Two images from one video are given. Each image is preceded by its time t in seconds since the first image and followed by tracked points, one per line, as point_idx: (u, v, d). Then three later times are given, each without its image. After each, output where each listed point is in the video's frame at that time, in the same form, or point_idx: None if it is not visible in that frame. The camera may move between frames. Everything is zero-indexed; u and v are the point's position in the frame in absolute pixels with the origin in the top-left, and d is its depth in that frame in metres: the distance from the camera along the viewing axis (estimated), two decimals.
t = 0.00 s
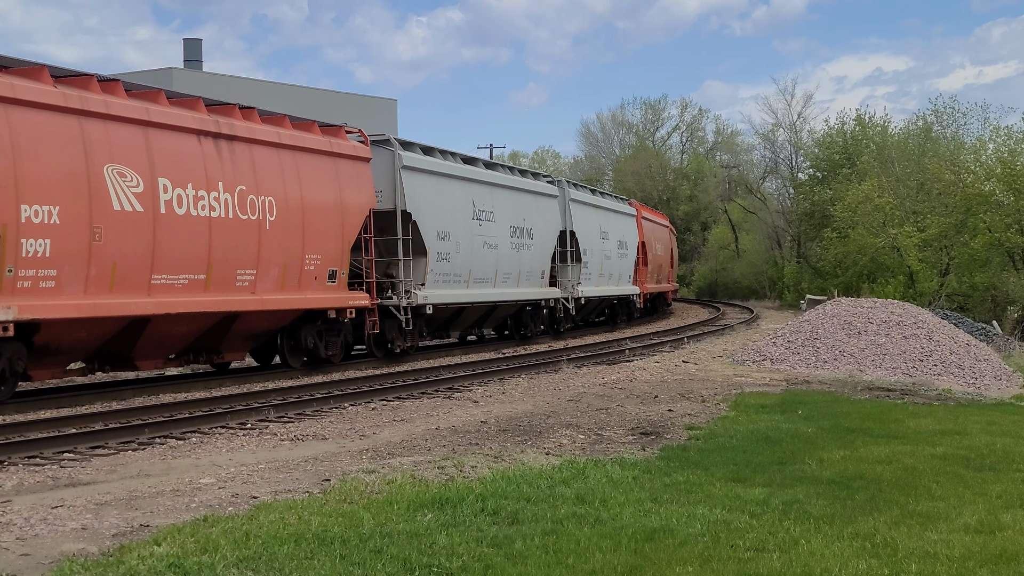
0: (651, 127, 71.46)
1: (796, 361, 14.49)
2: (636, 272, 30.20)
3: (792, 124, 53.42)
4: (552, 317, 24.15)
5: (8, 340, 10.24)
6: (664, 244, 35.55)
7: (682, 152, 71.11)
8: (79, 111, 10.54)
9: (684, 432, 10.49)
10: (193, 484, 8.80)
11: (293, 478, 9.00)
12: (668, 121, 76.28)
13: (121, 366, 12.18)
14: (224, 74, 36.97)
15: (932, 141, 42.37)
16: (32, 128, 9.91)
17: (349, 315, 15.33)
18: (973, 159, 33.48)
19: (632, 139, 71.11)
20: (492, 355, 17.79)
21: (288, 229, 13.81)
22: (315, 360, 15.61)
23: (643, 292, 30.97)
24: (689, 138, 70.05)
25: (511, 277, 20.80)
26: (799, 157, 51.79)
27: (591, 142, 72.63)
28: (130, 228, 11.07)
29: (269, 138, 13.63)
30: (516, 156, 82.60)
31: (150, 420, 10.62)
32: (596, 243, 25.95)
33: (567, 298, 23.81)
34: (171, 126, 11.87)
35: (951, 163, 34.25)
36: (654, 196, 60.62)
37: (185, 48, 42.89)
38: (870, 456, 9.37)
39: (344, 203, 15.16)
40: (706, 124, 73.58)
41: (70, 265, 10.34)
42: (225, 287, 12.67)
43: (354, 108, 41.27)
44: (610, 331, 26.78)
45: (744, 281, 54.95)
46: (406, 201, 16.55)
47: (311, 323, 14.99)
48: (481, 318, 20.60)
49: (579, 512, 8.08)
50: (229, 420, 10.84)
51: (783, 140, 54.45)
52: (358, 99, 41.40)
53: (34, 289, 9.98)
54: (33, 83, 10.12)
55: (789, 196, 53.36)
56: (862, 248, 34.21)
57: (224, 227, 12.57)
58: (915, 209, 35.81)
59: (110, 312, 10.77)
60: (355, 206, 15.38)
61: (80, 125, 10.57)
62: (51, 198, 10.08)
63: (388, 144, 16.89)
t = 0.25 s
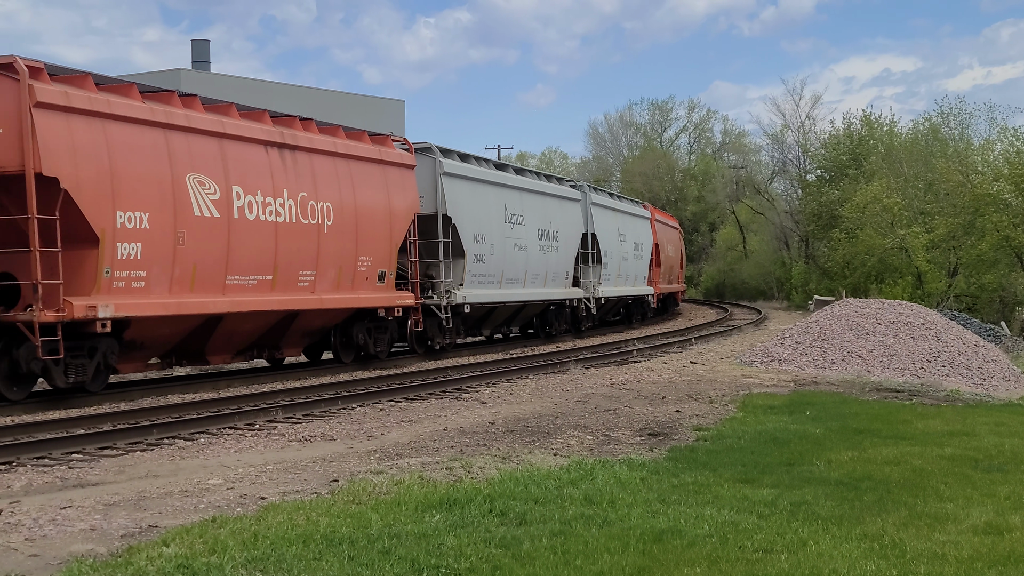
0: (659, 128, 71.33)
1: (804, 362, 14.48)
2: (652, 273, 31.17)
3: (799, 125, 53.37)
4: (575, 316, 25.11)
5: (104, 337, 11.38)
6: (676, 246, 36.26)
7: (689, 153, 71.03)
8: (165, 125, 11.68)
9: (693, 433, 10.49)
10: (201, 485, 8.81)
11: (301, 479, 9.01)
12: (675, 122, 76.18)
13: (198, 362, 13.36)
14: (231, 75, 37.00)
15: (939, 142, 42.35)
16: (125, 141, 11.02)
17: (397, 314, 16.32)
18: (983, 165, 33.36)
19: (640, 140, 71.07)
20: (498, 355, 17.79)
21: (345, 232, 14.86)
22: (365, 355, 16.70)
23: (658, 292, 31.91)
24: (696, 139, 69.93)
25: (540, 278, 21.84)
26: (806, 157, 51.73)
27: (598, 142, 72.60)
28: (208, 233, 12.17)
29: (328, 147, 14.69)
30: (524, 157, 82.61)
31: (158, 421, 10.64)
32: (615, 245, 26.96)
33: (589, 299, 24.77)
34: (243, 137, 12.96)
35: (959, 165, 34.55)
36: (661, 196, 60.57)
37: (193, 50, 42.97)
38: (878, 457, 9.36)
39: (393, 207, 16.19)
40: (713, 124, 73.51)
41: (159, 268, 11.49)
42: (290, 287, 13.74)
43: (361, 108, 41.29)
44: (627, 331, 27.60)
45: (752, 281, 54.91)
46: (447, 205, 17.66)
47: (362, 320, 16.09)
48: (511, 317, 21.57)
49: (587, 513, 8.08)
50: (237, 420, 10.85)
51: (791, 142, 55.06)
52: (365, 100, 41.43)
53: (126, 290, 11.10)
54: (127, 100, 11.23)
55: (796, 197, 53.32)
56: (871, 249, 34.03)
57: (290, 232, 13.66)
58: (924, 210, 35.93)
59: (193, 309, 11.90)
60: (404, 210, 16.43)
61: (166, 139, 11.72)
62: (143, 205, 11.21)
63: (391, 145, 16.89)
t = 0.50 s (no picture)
0: (663, 130, 71.28)
1: (808, 364, 14.49)
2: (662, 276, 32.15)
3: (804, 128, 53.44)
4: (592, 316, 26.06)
5: (183, 334, 12.67)
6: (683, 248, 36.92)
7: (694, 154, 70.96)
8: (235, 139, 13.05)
9: (696, 435, 10.50)
10: (205, 486, 8.82)
11: (304, 480, 9.02)
12: (679, 124, 76.10)
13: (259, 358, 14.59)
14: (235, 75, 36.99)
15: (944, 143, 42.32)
16: (200, 154, 12.38)
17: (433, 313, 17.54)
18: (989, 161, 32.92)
19: (645, 141, 71.05)
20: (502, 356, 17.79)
21: (390, 236, 16.17)
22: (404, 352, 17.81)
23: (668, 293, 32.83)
24: (701, 141, 69.83)
25: (562, 279, 22.94)
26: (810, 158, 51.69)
27: (603, 144, 72.54)
28: (272, 237, 13.50)
29: (374, 156, 16.00)
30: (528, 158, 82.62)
31: (163, 422, 10.66)
32: (629, 248, 27.99)
33: (605, 300, 25.76)
34: (302, 148, 14.33)
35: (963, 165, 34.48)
36: (666, 198, 60.51)
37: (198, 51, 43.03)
38: (882, 459, 9.35)
39: (431, 213, 17.47)
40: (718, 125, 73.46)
41: (230, 269, 12.82)
42: (341, 287, 15.07)
43: (365, 109, 41.29)
44: (640, 331, 28.47)
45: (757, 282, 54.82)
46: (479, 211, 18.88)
47: (402, 319, 17.29)
48: (534, 317, 22.55)
49: (591, 515, 8.07)
50: (241, 422, 10.87)
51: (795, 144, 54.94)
52: (370, 101, 41.45)
53: (202, 290, 12.42)
54: (202, 118, 12.58)
55: (801, 198, 53.27)
56: (875, 251, 34.21)
57: (342, 236, 15.00)
58: (928, 212, 36.04)
59: (260, 308, 13.23)
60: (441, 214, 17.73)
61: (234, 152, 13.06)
62: (216, 212, 12.56)
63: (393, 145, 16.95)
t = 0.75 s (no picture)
0: (668, 123, 71.17)
1: (812, 358, 14.47)
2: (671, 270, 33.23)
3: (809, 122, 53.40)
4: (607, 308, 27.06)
5: (251, 322, 13.83)
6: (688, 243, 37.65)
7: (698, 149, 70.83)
8: (295, 142, 14.22)
9: (700, 429, 10.49)
10: (209, 478, 8.82)
11: (308, 473, 9.01)
12: (684, 118, 75.98)
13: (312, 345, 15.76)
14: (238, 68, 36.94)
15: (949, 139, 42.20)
16: (265, 157, 13.54)
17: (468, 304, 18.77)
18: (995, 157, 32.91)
19: (650, 135, 70.92)
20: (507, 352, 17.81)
21: (428, 232, 17.36)
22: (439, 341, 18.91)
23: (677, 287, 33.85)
24: (705, 135, 69.72)
25: (581, 272, 24.06)
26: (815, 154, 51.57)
27: (607, 139, 72.54)
28: (328, 233, 14.66)
29: (414, 157, 17.20)
30: (533, 153, 82.54)
31: (167, 415, 10.68)
32: (642, 243, 29.08)
33: (619, 292, 26.81)
34: (353, 149, 15.54)
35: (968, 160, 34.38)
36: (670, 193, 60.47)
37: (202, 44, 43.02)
38: (886, 453, 9.34)
39: (464, 210, 18.75)
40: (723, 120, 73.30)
41: (291, 262, 13.95)
42: (387, 280, 16.23)
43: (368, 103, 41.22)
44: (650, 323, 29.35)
45: (760, 277, 54.78)
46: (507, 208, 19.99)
47: (438, 310, 18.45)
48: (555, 308, 23.59)
49: (595, 508, 8.07)
50: (245, 414, 10.89)
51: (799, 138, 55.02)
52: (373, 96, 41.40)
53: (267, 282, 13.53)
54: (267, 123, 13.73)
55: (805, 194, 53.24)
56: (879, 244, 34.17)
57: (387, 233, 16.18)
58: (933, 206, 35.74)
59: (318, 298, 14.36)
60: (473, 212, 18.94)
61: (295, 155, 14.21)
62: (281, 211, 13.71)
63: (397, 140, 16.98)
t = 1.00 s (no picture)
0: (674, 122, 71.11)
1: (818, 358, 14.46)
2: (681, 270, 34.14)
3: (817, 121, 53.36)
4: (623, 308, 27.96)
5: (311, 319, 14.72)
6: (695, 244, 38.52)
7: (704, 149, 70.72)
8: (349, 150, 15.23)
9: (706, 428, 10.50)
10: (215, 477, 8.82)
11: (314, 472, 9.02)
12: (690, 117, 75.92)
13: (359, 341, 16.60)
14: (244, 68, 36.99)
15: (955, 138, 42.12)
16: (324, 164, 14.52)
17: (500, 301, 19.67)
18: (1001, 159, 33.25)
19: (655, 134, 70.89)
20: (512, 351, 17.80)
21: (467, 235, 18.30)
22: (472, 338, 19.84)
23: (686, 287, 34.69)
24: (712, 134, 69.67)
25: (601, 272, 24.89)
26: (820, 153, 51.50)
27: (613, 138, 72.56)
28: (379, 236, 15.64)
29: (455, 162, 18.20)
30: (538, 152, 82.54)
31: (173, 413, 10.69)
32: (655, 244, 29.97)
33: (635, 291, 27.67)
34: (399, 156, 16.51)
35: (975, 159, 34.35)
36: (676, 192, 60.48)
37: (208, 44, 43.10)
38: (892, 453, 9.33)
39: (500, 212, 19.70)
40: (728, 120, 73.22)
41: (346, 263, 14.89)
42: (429, 280, 17.16)
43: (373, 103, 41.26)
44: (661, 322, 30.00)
45: (766, 277, 54.69)
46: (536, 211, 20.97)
47: (474, 308, 19.37)
48: (576, 308, 24.48)
49: (600, 508, 8.06)
50: (251, 413, 10.90)
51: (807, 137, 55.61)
52: (379, 95, 41.44)
53: (325, 281, 14.45)
54: (326, 132, 14.75)
55: (811, 194, 53.24)
56: (885, 244, 34.27)
57: (431, 236, 17.15)
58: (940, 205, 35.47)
59: (370, 297, 15.28)
60: (508, 215, 19.90)
61: (349, 162, 15.21)
62: (337, 215, 14.66)
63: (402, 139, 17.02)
